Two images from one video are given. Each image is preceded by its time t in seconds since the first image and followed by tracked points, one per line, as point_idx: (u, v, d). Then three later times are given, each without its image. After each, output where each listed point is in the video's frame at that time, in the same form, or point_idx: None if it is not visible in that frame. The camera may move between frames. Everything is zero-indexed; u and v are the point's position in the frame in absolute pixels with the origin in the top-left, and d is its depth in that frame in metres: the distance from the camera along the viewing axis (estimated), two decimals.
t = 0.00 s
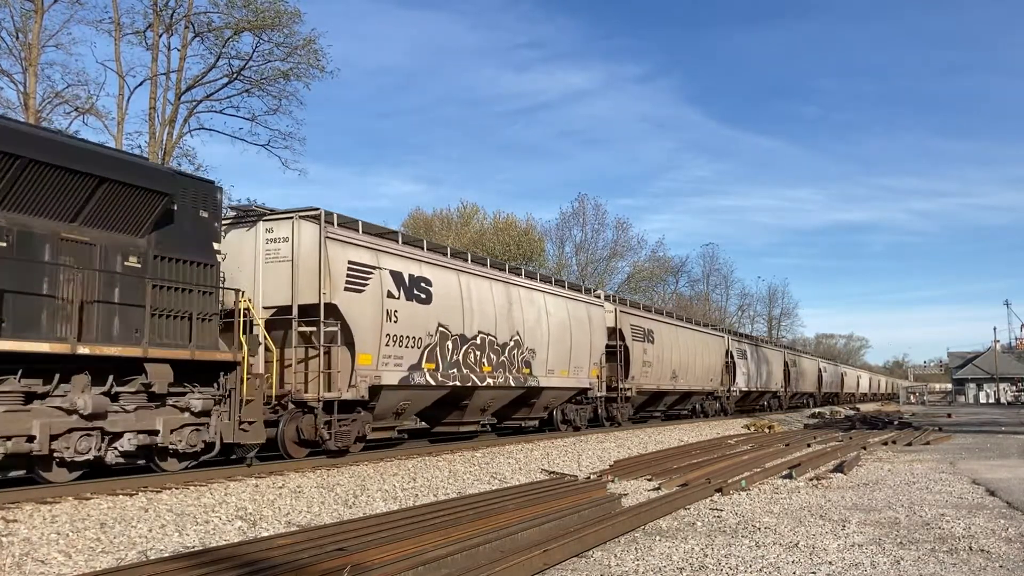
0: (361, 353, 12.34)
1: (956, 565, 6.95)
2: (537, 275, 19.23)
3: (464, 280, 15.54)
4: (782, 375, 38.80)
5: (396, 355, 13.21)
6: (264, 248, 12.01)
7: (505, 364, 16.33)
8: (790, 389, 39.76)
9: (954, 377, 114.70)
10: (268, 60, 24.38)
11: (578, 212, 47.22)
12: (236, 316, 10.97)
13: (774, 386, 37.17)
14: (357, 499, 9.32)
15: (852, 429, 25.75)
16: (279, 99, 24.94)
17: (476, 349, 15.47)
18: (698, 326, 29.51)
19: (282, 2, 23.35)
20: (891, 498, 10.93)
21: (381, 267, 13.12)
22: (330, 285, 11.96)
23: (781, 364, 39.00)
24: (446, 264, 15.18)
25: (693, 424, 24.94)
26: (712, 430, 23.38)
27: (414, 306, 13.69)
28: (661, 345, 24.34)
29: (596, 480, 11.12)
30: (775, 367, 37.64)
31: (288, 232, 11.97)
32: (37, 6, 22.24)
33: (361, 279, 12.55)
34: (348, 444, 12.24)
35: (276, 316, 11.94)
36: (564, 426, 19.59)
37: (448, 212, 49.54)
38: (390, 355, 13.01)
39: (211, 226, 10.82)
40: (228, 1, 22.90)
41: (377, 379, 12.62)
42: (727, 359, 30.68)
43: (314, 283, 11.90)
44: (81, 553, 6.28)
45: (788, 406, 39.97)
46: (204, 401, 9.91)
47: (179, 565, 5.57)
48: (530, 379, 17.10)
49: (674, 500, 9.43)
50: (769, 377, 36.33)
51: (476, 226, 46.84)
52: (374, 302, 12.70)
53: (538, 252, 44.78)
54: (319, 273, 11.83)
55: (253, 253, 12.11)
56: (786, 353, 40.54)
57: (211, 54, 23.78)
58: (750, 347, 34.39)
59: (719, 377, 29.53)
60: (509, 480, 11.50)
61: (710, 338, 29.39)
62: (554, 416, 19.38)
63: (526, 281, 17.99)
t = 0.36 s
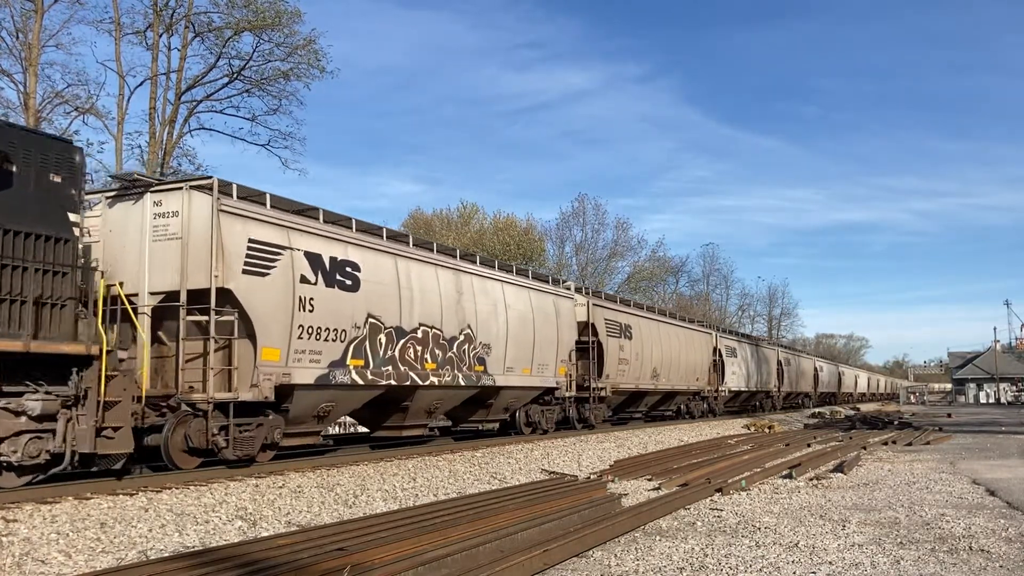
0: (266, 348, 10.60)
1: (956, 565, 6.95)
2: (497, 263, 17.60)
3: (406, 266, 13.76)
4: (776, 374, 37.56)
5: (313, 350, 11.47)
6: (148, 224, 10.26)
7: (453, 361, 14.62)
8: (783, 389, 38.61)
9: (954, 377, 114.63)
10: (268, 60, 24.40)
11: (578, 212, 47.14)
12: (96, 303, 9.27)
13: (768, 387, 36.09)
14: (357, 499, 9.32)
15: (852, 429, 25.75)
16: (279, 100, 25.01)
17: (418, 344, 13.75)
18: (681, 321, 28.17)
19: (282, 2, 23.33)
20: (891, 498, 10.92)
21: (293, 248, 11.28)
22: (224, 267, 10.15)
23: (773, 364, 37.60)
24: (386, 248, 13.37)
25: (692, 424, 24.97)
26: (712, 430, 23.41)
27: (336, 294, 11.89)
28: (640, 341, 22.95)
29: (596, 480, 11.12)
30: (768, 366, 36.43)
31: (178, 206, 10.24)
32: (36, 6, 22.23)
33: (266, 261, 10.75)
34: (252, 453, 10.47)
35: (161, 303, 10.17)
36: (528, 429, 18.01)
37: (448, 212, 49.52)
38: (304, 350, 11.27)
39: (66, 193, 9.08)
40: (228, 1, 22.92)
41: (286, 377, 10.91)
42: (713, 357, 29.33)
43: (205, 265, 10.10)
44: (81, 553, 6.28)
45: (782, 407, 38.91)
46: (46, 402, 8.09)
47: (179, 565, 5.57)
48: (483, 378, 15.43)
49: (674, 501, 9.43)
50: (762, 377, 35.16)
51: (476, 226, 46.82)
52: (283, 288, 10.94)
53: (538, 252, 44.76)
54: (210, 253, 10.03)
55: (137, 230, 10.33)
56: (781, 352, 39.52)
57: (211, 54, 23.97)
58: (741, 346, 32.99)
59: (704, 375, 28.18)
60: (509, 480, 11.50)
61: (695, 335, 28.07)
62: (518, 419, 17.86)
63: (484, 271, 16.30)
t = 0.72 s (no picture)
0: (133, 340, 8.74)
1: (956, 565, 6.95)
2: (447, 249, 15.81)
3: (327, 247, 11.90)
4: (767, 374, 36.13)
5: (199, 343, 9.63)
6: None
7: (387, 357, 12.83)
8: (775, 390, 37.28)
9: (954, 377, 114.60)
10: (268, 60, 24.42)
11: (578, 212, 47.13)
12: None
13: (761, 387, 34.89)
14: (357, 499, 9.33)
15: (851, 429, 25.75)
16: (279, 100, 25.01)
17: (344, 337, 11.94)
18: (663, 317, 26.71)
19: (282, 2, 23.32)
20: (891, 498, 10.92)
21: (173, 221, 9.37)
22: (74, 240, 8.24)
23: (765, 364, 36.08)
24: (302, 225, 11.49)
25: (692, 424, 24.99)
26: (712, 430, 23.43)
27: (231, 279, 10.02)
28: (616, 337, 21.47)
29: (596, 480, 11.13)
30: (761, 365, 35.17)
31: (24, 167, 8.45)
32: (36, 6, 22.24)
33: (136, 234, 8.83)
34: (119, 465, 8.68)
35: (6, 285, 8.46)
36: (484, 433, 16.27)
37: (449, 212, 49.53)
38: (185, 343, 9.40)
39: None
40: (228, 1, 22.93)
41: (162, 375, 9.03)
42: (697, 356, 27.91)
43: (50, 237, 8.21)
44: (81, 553, 6.28)
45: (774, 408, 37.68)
46: None
47: (179, 565, 5.57)
48: (425, 377, 13.68)
49: (674, 501, 9.43)
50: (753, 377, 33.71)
51: (476, 226, 46.82)
52: (160, 270, 9.04)
53: (538, 252, 44.76)
54: (55, 224, 8.14)
55: None
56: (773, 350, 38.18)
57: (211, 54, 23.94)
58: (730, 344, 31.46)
59: (688, 375, 26.74)
60: (509, 481, 11.50)
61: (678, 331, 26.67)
62: (473, 421, 16.12)
63: (431, 257, 14.50)
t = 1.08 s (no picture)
0: None
1: (956, 565, 6.95)
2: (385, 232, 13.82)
3: (226, 224, 9.94)
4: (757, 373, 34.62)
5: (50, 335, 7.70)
6: None
7: (306, 354, 10.94)
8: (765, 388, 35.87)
9: (954, 377, 114.58)
10: (268, 60, 24.42)
11: (578, 212, 47.13)
12: None
13: (752, 386, 33.59)
14: (357, 499, 9.33)
15: (851, 429, 25.75)
16: (279, 100, 25.02)
17: (249, 332, 10.00)
18: (643, 312, 25.15)
19: (282, 2, 23.32)
20: (891, 498, 10.92)
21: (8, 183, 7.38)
22: None
23: (755, 364, 34.55)
24: (192, 196, 9.51)
25: (692, 424, 24.99)
26: (712, 430, 23.45)
27: (94, 259, 8.07)
28: (586, 333, 19.95)
29: (596, 480, 11.13)
30: (751, 365, 33.74)
31: None
32: (36, 6, 22.24)
33: None
34: None
35: None
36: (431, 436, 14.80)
37: (449, 212, 49.54)
38: (28, 335, 7.48)
39: None
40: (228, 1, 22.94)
41: None
42: (680, 356, 26.40)
43: None
44: (81, 553, 6.28)
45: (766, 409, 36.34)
46: None
47: (178, 565, 5.57)
48: (353, 376, 11.79)
49: (674, 501, 9.42)
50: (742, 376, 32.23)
51: (476, 226, 46.81)
52: None
53: (537, 251, 44.75)
54: None
55: None
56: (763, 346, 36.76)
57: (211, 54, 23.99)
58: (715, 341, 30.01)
59: (668, 375, 25.22)
60: (509, 481, 11.50)
61: (660, 328, 25.21)
62: (419, 425, 14.60)
63: (365, 240, 12.61)
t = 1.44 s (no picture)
0: None
1: (956, 565, 6.95)
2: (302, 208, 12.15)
3: (78, 189, 8.31)
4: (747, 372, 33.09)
5: None
6: None
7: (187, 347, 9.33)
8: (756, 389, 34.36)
9: (954, 377, 114.58)
10: (268, 60, 24.40)
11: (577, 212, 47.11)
12: None
13: (742, 385, 32.24)
14: (357, 499, 9.33)
15: (851, 429, 25.74)
16: (279, 99, 24.98)
17: (106, 320, 8.38)
18: (618, 306, 23.56)
19: (282, 2, 23.31)
20: (891, 498, 10.92)
21: None
22: None
23: (744, 362, 32.98)
24: (25, 152, 7.81)
25: (693, 424, 24.99)
26: (712, 430, 23.44)
27: None
28: (551, 328, 18.44)
29: (596, 480, 11.13)
30: (739, 364, 32.19)
31: None
32: (36, 6, 22.23)
33: None
34: None
35: None
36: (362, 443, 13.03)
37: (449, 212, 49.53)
38: None
39: None
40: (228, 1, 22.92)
41: None
42: (660, 352, 24.89)
43: None
44: (81, 553, 6.28)
45: (757, 411, 35.03)
46: None
47: (178, 565, 5.57)
48: (250, 373, 10.18)
49: (674, 501, 9.42)
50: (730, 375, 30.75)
51: (476, 226, 46.79)
52: None
53: (538, 252, 44.73)
54: None
55: None
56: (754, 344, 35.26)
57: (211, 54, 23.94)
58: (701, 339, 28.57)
59: (647, 373, 23.72)
60: (509, 481, 11.50)
61: (638, 323, 23.74)
62: (349, 431, 12.87)
63: (270, 214, 10.92)
